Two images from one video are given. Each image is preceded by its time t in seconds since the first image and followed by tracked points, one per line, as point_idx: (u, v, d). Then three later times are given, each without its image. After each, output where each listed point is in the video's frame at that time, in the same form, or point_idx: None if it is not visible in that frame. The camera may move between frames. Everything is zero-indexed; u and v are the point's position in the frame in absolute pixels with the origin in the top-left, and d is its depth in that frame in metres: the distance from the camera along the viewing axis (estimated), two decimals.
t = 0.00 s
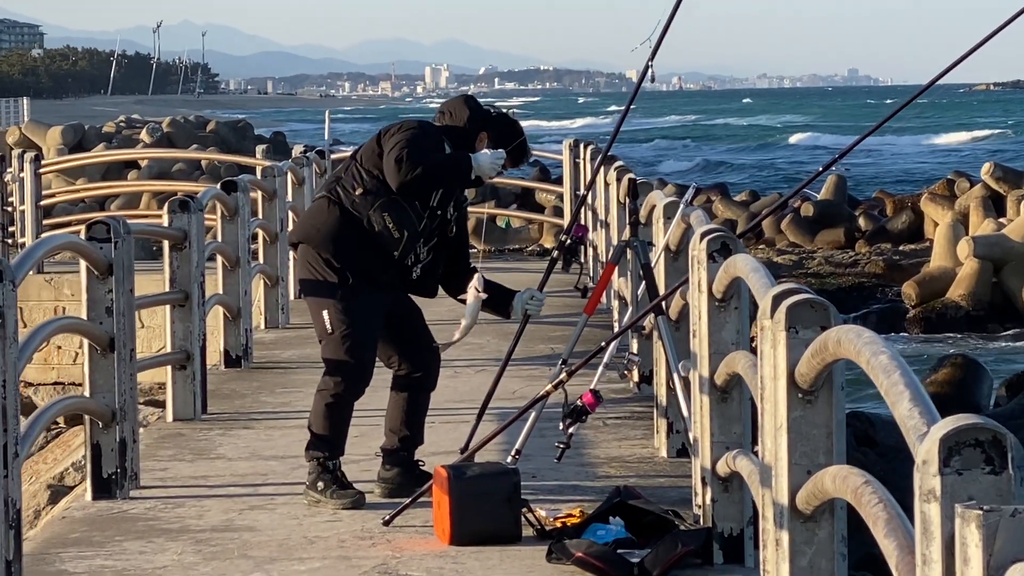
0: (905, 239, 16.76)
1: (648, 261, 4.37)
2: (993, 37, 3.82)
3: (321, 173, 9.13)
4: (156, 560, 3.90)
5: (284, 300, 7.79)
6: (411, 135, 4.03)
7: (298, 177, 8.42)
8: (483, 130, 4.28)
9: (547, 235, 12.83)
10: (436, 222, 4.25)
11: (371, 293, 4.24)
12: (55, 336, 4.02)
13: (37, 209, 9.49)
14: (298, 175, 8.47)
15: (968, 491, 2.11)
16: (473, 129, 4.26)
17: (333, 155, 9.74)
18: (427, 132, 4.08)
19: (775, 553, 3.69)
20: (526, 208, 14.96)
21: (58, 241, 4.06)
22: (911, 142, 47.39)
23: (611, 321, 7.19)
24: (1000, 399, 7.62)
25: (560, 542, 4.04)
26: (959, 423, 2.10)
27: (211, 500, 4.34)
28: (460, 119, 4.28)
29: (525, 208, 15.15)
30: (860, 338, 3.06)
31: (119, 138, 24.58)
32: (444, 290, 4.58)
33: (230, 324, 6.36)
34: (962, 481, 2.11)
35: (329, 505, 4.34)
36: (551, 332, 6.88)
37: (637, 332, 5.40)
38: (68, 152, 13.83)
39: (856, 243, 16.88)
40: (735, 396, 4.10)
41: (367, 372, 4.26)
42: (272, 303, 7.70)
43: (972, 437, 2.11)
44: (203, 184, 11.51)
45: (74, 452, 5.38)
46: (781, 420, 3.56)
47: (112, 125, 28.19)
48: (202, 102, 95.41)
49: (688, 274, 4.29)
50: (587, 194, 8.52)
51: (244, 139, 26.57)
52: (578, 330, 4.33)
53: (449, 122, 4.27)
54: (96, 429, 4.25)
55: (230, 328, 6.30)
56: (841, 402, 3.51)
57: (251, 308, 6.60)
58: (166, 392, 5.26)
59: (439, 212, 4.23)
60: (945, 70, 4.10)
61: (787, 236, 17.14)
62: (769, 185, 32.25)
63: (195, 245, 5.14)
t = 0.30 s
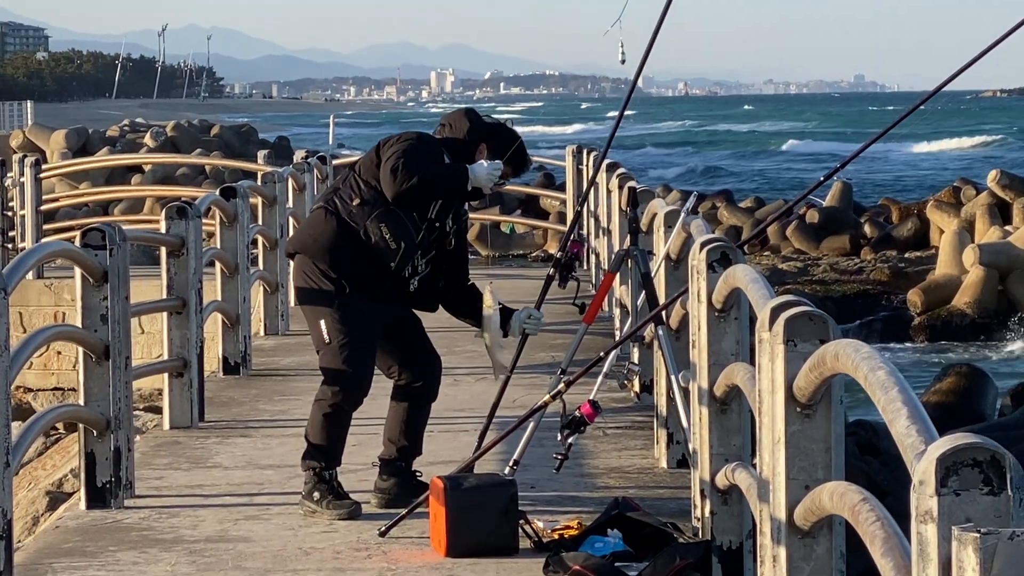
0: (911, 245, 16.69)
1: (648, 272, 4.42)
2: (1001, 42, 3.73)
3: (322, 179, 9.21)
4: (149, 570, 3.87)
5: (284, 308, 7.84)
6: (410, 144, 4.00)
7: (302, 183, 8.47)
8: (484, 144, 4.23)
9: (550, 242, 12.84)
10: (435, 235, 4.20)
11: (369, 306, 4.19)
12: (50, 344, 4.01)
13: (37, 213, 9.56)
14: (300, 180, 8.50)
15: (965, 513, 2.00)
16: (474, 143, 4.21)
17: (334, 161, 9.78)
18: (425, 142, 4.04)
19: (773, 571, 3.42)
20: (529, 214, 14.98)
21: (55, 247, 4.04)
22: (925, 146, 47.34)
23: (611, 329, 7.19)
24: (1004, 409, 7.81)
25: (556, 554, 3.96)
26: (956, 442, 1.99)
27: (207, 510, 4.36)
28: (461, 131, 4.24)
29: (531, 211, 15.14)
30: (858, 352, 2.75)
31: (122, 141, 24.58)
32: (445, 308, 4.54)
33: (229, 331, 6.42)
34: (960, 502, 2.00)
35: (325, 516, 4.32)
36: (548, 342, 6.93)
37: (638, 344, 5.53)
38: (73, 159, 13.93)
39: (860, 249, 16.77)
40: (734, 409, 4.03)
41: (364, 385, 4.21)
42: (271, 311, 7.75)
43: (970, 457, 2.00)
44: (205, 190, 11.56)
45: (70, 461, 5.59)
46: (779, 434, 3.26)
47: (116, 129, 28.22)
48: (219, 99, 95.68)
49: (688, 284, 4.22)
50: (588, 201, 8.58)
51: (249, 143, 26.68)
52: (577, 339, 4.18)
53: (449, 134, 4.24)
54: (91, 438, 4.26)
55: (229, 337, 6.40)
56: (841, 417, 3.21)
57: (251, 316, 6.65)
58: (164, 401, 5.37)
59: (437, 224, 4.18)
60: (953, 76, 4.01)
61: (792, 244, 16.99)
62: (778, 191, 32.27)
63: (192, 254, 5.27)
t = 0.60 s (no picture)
0: (912, 251, 16.64)
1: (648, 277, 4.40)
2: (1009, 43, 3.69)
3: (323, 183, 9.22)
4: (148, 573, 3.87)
5: (284, 312, 7.85)
6: (406, 152, 3.99)
7: (304, 187, 8.48)
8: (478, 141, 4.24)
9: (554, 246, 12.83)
10: (435, 239, 4.19)
11: (369, 311, 4.18)
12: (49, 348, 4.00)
13: (38, 215, 9.59)
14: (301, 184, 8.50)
15: (965, 522, 1.98)
16: (468, 143, 4.22)
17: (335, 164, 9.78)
18: (422, 149, 4.03)
19: None
20: (532, 219, 14.97)
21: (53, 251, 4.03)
22: (934, 150, 47.24)
23: (611, 334, 7.17)
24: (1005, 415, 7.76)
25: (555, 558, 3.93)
26: (956, 451, 1.98)
27: (205, 515, 4.37)
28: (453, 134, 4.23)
29: (534, 216, 15.12)
30: (858, 361, 2.72)
31: (125, 144, 24.59)
32: (445, 312, 4.53)
33: (229, 335, 6.43)
34: (960, 512, 1.98)
35: (325, 520, 4.31)
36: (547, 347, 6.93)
37: (640, 349, 5.53)
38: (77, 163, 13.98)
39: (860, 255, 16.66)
40: (735, 415, 4.00)
41: (365, 391, 4.20)
42: (272, 315, 7.76)
43: (970, 466, 1.98)
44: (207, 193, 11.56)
45: (71, 464, 5.63)
46: (779, 442, 3.25)
47: (119, 132, 28.23)
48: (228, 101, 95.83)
49: (688, 290, 4.20)
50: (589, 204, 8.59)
51: (251, 147, 26.71)
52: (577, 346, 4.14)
53: (442, 139, 4.24)
54: (89, 442, 4.27)
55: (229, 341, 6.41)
56: (841, 424, 3.19)
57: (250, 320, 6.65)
58: (164, 405, 5.38)
59: (437, 228, 4.17)
60: (958, 78, 3.97)
61: (795, 248, 16.92)
62: (784, 195, 32.25)
63: (192, 259, 5.28)
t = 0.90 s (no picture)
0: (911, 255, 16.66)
1: (645, 279, 4.40)
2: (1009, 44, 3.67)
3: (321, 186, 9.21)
4: None
5: (281, 314, 7.84)
6: (400, 151, 3.99)
7: (301, 189, 8.48)
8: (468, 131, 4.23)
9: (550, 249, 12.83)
10: (434, 237, 4.18)
11: (370, 311, 4.18)
12: (46, 350, 3.99)
13: (36, 218, 9.57)
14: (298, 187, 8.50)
15: (964, 527, 1.99)
16: (460, 136, 4.21)
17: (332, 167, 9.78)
18: (418, 148, 4.03)
19: None
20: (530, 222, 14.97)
21: (50, 253, 4.02)
22: (931, 154, 47.28)
23: (610, 337, 7.17)
24: (1003, 418, 7.76)
25: (552, 563, 3.91)
26: (956, 456, 1.98)
27: (202, 517, 4.36)
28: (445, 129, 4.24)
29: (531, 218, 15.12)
30: (858, 364, 2.72)
31: (123, 147, 24.62)
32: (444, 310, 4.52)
33: (226, 337, 6.42)
34: (959, 516, 1.98)
35: (323, 523, 4.30)
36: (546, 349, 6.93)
37: (636, 353, 5.54)
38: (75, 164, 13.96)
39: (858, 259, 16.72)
40: (732, 418, 4.00)
41: (366, 393, 4.19)
42: (269, 317, 7.74)
43: (969, 471, 1.98)
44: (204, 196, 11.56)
45: (68, 466, 5.64)
46: (778, 445, 3.24)
47: (116, 134, 28.28)
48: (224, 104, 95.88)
49: (686, 292, 4.20)
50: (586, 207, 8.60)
51: (248, 150, 26.73)
52: (574, 348, 4.13)
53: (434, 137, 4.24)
54: (86, 444, 4.25)
55: (226, 342, 6.40)
56: (840, 428, 3.19)
57: (247, 323, 6.64)
58: (161, 406, 5.39)
59: (437, 226, 4.17)
60: (954, 82, 3.97)
61: (791, 252, 16.91)
62: (781, 199, 32.28)
63: (189, 261, 5.28)
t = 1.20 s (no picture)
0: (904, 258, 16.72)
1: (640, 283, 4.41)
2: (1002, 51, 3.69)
3: (315, 188, 9.22)
4: None
5: (275, 316, 7.84)
6: (401, 156, 3.99)
7: (295, 192, 8.47)
8: (466, 136, 4.23)
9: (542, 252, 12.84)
10: (433, 241, 4.18)
11: (367, 315, 4.17)
12: (39, 353, 3.99)
13: (28, 220, 9.55)
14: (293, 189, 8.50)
15: (962, 530, 1.99)
16: (459, 141, 4.21)
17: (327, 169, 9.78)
18: (417, 152, 4.03)
19: None
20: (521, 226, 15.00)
21: (45, 254, 4.01)
22: (918, 157, 47.42)
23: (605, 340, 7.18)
24: (996, 421, 7.80)
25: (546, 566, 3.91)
26: (953, 458, 1.98)
27: (196, 520, 4.35)
28: (442, 133, 4.23)
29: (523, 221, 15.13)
30: (854, 367, 2.72)
31: (116, 149, 24.57)
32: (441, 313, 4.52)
33: (219, 339, 6.42)
34: (956, 519, 1.99)
35: (316, 524, 4.29)
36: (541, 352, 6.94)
37: (631, 356, 5.55)
38: (67, 167, 13.95)
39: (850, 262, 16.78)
40: (726, 420, 4.01)
41: (362, 396, 4.19)
42: (263, 320, 7.74)
43: (967, 473, 1.98)
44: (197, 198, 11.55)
45: (61, 469, 5.63)
46: (772, 448, 3.25)
47: (108, 136, 28.23)
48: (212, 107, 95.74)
49: (682, 296, 4.20)
50: (581, 210, 8.61)
51: (241, 152, 26.70)
52: (569, 352, 4.13)
53: (433, 141, 4.24)
54: (81, 447, 4.25)
55: (219, 345, 6.40)
56: (835, 431, 3.19)
57: (240, 325, 6.64)
58: (155, 409, 5.38)
59: (435, 230, 4.17)
60: (948, 87, 3.99)
61: (784, 254, 16.96)
62: (772, 203, 32.34)
63: (183, 264, 5.27)
